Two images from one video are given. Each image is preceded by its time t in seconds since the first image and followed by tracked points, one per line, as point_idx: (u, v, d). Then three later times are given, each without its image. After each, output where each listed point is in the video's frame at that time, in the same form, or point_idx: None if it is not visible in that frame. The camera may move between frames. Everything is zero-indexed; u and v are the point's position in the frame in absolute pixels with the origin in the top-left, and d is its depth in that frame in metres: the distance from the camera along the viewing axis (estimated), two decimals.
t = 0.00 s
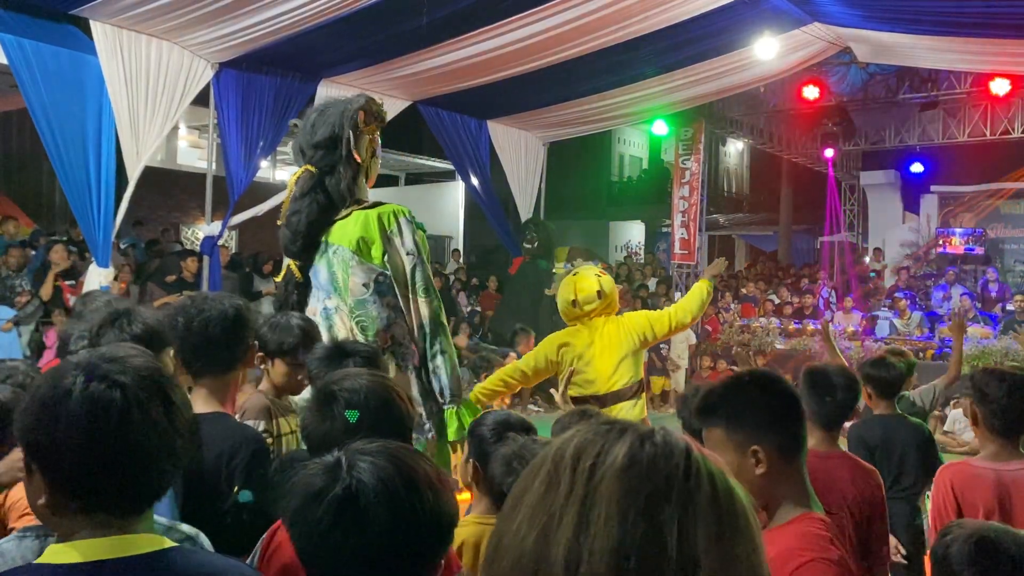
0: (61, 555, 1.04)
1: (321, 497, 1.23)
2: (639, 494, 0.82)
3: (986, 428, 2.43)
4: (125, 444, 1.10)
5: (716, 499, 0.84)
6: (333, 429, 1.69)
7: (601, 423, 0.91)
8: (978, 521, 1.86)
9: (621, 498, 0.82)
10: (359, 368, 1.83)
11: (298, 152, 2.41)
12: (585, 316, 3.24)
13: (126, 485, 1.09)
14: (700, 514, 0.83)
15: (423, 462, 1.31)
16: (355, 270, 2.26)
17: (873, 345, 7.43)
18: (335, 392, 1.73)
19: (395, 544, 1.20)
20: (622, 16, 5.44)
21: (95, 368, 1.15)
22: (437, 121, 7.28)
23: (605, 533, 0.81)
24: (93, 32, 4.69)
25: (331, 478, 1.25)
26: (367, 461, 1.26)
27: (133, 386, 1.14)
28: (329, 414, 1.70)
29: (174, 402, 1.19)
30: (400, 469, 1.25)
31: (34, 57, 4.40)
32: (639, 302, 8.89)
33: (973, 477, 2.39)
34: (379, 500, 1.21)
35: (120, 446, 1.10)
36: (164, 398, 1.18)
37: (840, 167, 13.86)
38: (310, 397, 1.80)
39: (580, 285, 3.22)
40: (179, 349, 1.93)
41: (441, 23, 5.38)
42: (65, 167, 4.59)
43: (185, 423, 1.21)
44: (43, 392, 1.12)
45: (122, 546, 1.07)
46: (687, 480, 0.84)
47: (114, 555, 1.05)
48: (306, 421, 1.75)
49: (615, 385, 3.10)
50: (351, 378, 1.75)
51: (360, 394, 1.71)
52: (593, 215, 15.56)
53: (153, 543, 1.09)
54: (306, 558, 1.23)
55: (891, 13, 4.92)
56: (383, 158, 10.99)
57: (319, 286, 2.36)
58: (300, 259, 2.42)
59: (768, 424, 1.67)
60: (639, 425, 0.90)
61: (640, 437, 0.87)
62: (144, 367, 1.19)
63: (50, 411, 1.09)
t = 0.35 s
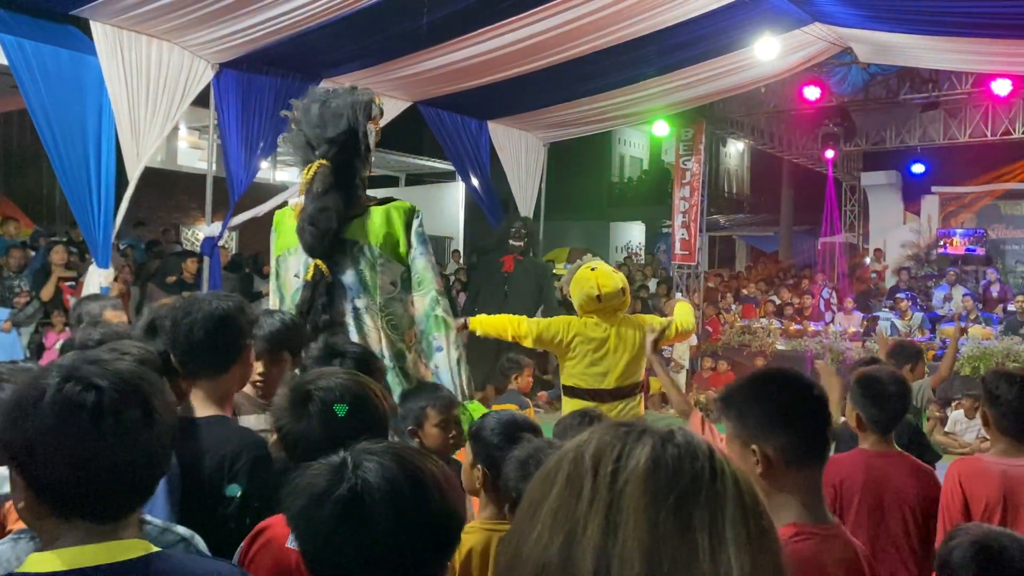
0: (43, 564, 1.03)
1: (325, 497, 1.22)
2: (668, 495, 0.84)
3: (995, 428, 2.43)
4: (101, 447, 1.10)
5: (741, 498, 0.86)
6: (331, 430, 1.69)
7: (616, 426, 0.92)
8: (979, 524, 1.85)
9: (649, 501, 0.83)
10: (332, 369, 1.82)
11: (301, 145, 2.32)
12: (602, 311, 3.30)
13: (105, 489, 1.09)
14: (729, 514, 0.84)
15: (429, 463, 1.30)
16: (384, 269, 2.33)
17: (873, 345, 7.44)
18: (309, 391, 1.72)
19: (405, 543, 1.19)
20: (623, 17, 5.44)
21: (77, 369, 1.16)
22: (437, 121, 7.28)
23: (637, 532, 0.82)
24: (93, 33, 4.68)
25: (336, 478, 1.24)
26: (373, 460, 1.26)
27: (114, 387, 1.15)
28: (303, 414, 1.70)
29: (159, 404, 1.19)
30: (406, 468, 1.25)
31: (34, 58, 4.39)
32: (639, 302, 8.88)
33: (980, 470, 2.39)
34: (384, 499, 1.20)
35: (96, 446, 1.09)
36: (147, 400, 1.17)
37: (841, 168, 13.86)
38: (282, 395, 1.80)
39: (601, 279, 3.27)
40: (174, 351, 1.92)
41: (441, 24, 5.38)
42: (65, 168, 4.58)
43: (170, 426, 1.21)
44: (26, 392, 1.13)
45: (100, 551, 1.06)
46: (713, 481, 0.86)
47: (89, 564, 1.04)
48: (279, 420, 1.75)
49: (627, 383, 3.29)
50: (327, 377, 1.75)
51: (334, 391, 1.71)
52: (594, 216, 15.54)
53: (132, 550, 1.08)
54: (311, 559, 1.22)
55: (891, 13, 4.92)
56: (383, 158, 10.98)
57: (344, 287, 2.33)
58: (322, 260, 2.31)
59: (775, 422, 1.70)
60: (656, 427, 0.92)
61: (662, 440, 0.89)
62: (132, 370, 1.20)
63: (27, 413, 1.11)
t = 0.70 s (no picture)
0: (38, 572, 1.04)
1: (338, 507, 1.19)
2: (684, 506, 0.84)
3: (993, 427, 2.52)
4: (92, 456, 1.09)
5: (753, 503, 0.87)
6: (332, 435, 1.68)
7: (625, 435, 0.92)
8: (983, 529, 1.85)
9: (664, 512, 0.84)
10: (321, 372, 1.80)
11: (344, 147, 1.88)
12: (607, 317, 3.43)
13: (96, 501, 1.09)
14: (745, 523, 0.85)
15: (438, 469, 1.29)
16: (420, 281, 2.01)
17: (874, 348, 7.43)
18: (296, 395, 1.72)
19: (418, 549, 1.17)
20: (624, 20, 5.45)
21: (68, 373, 1.15)
22: (439, 126, 7.28)
23: (655, 541, 0.82)
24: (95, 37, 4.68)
25: (349, 486, 1.21)
26: (385, 469, 1.23)
27: (100, 398, 1.13)
28: (288, 418, 1.70)
29: (150, 411, 1.18)
30: (418, 477, 1.23)
31: (35, 63, 4.39)
32: (640, 306, 8.88)
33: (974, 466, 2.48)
34: (398, 507, 1.18)
35: (79, 458, 1.08)
36: (136, 409, 1.15)
37: (842, 171, 13.86)
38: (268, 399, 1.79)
39: (610, 288, 3.40)
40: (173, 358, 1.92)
41: (443, 28, 5.39)
42: (67, 173, 4.59)
43: (163, 432, 1.19)
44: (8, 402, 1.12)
45: (88, 563, 1.06)
46: (727, 488, 0.86)
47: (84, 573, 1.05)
48: (266, 423, 1.74)
49: (608, 389, 3.36)
50: (316, 383, 1.73)
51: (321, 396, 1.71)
52: (595, 220, 15.54)
53: (117, 560, 1.08)
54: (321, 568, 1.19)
55: (893, 17, 4.93)
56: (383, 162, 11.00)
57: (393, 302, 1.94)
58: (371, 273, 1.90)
59: (813, 425, 1.75)
60: (666, 436, 0.91)
61: (674, 447, 0.89)
62: (123, 376, 1.18)
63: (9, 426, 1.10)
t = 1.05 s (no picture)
0: None
1: (346, 511, 1.18)
2: (682, 513, 0.84)
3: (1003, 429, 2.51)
4: (77, 465, 1.08)
5: (753, 511, 0.87)
6: (333, 441, 1.67)
7: (621, 444, 0.92)
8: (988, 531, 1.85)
9: (664, 523, 0.84)
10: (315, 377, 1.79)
11: (360, 146, 1.88)
12: (604, 320, 3.56)
13: (86, 511, 1.09)
14: (745, 531, 0.85)
15: (443, 473, 1.28)
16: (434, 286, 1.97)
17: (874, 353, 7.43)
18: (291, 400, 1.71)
19: (423, 551, 1.16)
20: (624, 26, 5.46)
21: (49, 383, 1.14)
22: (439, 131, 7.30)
23: (656, 551, 0.83)
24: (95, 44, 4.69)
25: (356, 491, 1.21)
26: (392, 473, 1.23)
27: (31, 425, 1.09)
28: (280, 420, 1.69)
29: (94, 432, 1.10)
30: (423, 481, 1.22)
31: (36, 69, 4.39)
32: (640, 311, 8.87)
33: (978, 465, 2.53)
34: (408, 511, 1.18)
35: (22, 487, 1.07)
36: (76, 433, 1.09)
37: (841, 176, 13.88)
38: (265, 403, 1.79)
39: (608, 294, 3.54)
40: (168, 366, 1.93)
41: (443, 34, 5.40)
42: (68, 179, 4.60)
43: (124, 449, 1.12)
44: None
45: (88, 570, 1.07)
46: (726, 497, 0.86)
47: None
48: (261, 425, 1.74)
49: (598, 388, 3.49)
50: (311, 388, 1.72)
51: (310, 401, 1.70)
52: (595, 226, 15.57)
53: None
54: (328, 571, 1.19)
55: (892, 23, 4.94)
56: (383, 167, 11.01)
57: (405, 305, 1.92)
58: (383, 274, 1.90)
59: (854, 429, 1.77)
60: (663, 444, 0.92)
61: (672, 456, 0.89)
62: (72, 393, 1.12)
63: None
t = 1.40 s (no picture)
0: None
1: (346, 518, 1.18)
2: (682, 524, 0.84)
3: None
4: (64, 487, 1.04)
5: (756, 522, 0.86)
6: (338, 445, 1.67)
7: (621, 455, 0.93)
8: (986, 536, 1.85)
9: (663, 532, 0.84)
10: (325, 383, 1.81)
11: (366, 148, 2.08)
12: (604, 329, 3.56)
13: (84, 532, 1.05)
14: (746, 543, 0.84)
15: (444, 480, 1.28)
16: (440, 282, 2.06)
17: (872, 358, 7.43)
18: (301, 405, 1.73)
19: (423, 558, 1.16)
20: (621, 32, 5.47)
21: (37, 404, 1.10)
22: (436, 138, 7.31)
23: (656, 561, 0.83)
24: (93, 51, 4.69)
25: (356, 498, 1.20)
26: (393, 480, 1.23)
27: (19, 451, 1.06)
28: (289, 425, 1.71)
29: (80, 459, 1.06)
30: (425, 488, 1.22)
31: (33, 75, 4.39)
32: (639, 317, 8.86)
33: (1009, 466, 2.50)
34: (409, 517, 1.17)
35: (17, 515, 1.05)
36: (61, 461, 1.05)
37: (837, 182, 13.92)
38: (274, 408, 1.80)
39: (603, 301, 3.55)
40: (163, 375, 1.92)
41: (440, 41, 5.41)
42: (65, 186, 4.59)
43: (115, 469, 1.07)
44: None
45: None
46: (728, 508, 0.86)
47: None
48: (269, 431, 1.75)
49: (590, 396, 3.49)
50: (321, 394, 1.73)
51: (321, 407, 1.70)
52: (593, 232, 15.60)
53: None
54: None
55: (887, 29, 4.95)
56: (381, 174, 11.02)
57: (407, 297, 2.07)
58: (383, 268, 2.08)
59: (838, 437, 1.73)
60: (663, 454, 0.92)
61: (672, 466, 0.89)
62: (58, 417, 1.08)
63: None
